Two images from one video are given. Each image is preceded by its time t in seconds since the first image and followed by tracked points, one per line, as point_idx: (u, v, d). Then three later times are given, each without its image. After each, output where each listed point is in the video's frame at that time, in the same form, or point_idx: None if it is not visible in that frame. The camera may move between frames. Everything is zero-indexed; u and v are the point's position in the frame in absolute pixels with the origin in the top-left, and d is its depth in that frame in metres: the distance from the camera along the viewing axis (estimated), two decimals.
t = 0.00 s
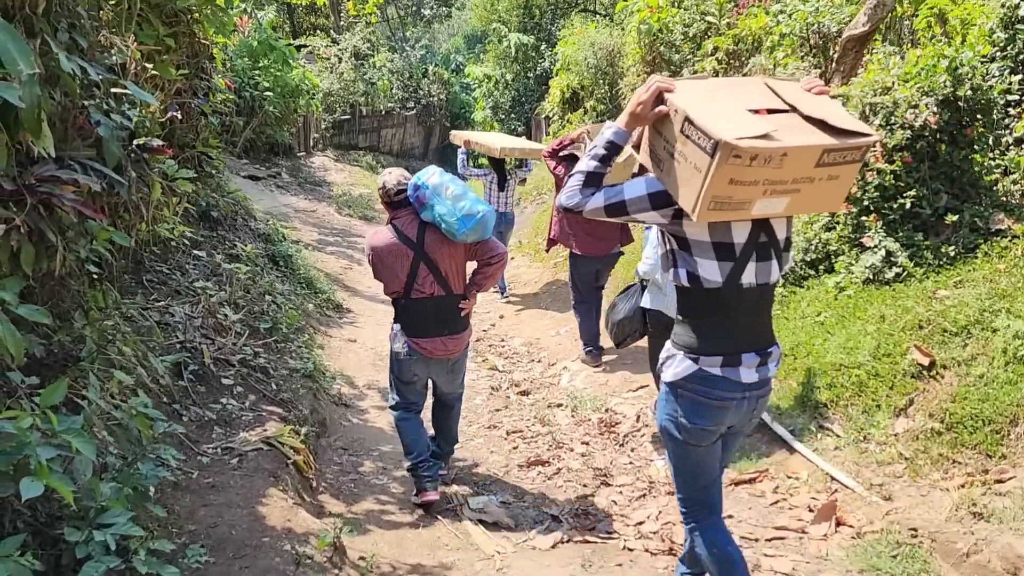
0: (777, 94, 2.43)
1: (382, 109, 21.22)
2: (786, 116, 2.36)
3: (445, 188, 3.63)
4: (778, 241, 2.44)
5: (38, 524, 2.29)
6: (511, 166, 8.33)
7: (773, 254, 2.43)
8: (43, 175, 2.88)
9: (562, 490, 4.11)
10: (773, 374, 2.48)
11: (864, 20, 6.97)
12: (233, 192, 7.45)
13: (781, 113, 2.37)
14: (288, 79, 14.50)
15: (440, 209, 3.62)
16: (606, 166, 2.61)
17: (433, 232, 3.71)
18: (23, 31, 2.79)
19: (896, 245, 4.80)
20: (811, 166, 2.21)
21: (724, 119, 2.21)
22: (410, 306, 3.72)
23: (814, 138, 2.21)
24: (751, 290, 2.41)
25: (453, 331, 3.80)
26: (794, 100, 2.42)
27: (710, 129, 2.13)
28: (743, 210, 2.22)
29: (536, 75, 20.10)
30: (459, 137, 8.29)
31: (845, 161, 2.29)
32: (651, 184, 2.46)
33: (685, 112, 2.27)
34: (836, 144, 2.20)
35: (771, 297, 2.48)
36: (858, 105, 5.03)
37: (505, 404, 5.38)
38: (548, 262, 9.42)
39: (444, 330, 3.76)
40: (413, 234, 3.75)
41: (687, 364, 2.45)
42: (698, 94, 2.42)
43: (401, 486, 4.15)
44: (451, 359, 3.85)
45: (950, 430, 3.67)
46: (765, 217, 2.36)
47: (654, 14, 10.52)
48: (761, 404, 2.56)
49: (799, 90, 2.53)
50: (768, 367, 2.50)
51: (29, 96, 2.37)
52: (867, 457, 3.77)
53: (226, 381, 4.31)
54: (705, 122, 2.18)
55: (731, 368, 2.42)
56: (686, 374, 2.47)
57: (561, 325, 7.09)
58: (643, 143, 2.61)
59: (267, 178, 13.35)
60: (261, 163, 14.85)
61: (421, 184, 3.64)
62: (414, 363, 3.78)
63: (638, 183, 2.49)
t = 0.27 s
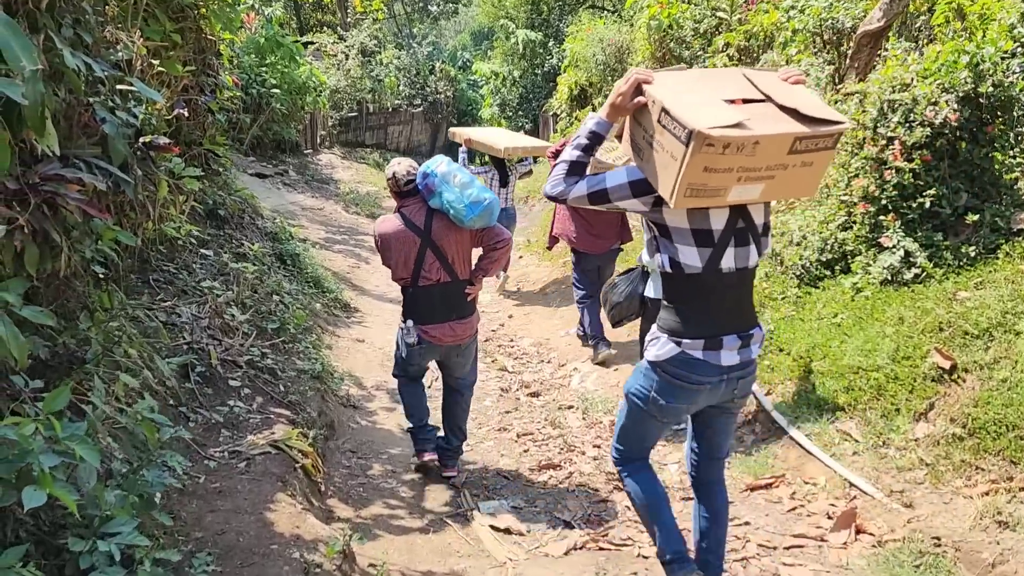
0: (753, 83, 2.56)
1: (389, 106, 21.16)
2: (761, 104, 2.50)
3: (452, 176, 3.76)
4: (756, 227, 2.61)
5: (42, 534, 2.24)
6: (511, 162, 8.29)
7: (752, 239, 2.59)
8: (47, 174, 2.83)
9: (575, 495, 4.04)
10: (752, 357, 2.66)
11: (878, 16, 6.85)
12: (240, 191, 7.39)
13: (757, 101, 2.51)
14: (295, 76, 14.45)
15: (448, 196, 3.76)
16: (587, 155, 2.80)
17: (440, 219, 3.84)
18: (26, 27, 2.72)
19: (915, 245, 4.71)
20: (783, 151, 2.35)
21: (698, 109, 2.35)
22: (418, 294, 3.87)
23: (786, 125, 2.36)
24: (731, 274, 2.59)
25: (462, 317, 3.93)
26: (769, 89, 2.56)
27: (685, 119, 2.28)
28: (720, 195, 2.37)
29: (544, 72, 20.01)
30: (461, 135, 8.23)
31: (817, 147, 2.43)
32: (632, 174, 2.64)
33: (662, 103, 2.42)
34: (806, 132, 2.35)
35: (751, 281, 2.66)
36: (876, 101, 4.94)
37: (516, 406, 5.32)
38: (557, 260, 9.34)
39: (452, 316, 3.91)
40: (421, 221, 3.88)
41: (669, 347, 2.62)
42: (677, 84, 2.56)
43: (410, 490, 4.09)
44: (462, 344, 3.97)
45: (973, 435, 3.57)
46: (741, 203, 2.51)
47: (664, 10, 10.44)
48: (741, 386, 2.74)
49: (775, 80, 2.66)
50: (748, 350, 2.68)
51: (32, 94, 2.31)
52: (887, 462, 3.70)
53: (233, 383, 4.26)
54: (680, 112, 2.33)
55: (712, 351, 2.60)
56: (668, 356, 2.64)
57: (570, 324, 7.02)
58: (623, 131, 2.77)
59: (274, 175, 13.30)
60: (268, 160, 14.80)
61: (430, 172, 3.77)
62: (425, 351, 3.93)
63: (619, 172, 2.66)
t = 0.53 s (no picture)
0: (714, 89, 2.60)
1: (393, 104, 21.11)
2: (722, 110, 2.53)
3: (444, 173, 3.78)
4: (721, 229, 2.61)
5: (39, 543, 2.19)
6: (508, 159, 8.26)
7: (716, 240, 2.59)
8: (47, 174, 2.77)
9: (581, 500, 3.99)
10: (722, 354, 2.65)
11: (889, 13, 6.77)
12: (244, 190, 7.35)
13: (719, 107, 2.54)
14: (300, 74, 14.41)
15: (440, 193, 3.78)
16: (558, 160, 2.81)
17: (434, 216, 3.85)
18: (25, 24, 2.67)
19: (928, 246, 4.63)
20: (742, 155, 2.38)
21: (659, 113, 2.38)
22: (413, 291, 3.91)
23: (745, 129, 2.39)
24: (695, 274, 2.59)
25: (456, 312, 3.96)
26: (731, 95, 2.59)
27: (647, 123, 2.31)
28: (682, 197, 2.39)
29: (549, 70, 19.94)
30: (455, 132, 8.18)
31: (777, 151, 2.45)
32: (600, 176, 2.63)
33: (626, 107, 2.45)
34: (765, 135, 2.37)
35: (717, 280, 2.66)
36: (888, 100, 4.87)
37: (521, 408, 5.27)
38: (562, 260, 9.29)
39: (446, 311, 3.94)
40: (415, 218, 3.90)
41: (637, 346, 2.63)
42: (642, 90, 2.60)
43: (414, 495, 4.04)
44: (457, 338, 4.01)
45: (987, 441, 3.50)
46: (704, 205, 2.53)
47: (670, 7, 10.38)
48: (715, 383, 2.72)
49: (738, 86, 2.70)
50: (718, 347, 2.66)
51: (31, 91, 2.26)
52: (899, 468, 3.64)
53: (236, 386, 4.21)
54: (642, 116, 2.35)
55: (680, 348, 2.59)
56: (637, 356, 2.64)
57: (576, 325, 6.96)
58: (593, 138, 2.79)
59: (279, 174, 13.26)
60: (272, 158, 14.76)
61: (423, 171, 3.78)
62: (424, 345, 3.99)
63: (588, 175, 2.65)
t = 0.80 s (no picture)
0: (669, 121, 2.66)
1: (396, 103, 21.05)
2: (674, 143, 2.60)
3: (424, 179, 4.01)
4: (671, 251, 2.74)
5: (22, 563, 2.15)
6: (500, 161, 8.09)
7: (665, 263, 2.73)
8: (37, 180, 2.71)
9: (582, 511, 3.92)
10: (663, 372, 2.79)
11: (895, 14, 6.71)
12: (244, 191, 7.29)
13: (671, 140, 2.61)
14: (302, 74, 14.35)
15: (421, 199, 4.01)
16: (515, 179, 2.95)
17: (416, 219, 4.10)
18: (13, 28, 2.61)
19: (935, 253, 4.56)
20: (687, 191, 2.45)
21: (609, 147, 2.46)
22: (399, 289, 4.14)
23: (691, 166, 2.46)
24: (643, 294, 2.73)
25: (440, 309, 4.19)
26: (684, 128, 2.66)
27: (595, 158, 2.39)
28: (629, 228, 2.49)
29: (552, 70, 19.87)
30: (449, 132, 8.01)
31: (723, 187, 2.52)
32: (555, 199, 2.77)
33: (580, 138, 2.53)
34: (710, 173, 2.45)
35: (664, 301, 2.78)
36: (895, 103, 4.79)
37: (522, 414, 5.21)
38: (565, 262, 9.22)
39: (432, 308, 4.18)
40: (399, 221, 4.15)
41: (585, 357, 2.76)
42: (598, 120, 2.67)
43: (413, 505, 3.98)
44: (441, 335, 4.25)
45: (997, 453, 3.44)
46: (653, 233, 2.63)
47: (675, 8, 10.31)
48: (655, 396, 2.88)
49: (694, 117, 2.76)
50: (661, 365, 2.80)
51: (18, 98, 2.19)
52: (907, 480, 3.57)
53: (232, 393, 4.15)
54: (593, 150, 2.44)
55: (624, 363, 2.73)
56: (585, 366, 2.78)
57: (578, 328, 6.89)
58: (550, 159, 2.91)
59: (281, 174, 13.21)
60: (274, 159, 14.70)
61: (403, 177, 4.02)
62: (407, 340, 4.21)
63: (543, 197, 2.79)
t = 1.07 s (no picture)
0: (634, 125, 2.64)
1: (399, 106, 21.01)
2: (639, 147, 2.58)
3: (416, 181, 3.96)
4: (637, 255, 2.71)
5: None
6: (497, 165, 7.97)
7: (632, 266, 2.70)
8: (22, 192, 2.64)
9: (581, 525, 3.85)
10: (632, 374, 2.79)
11: (900, 18, 6.63)
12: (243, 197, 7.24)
13: (636, 143, 2.59)
14: (303, 78, 14.31)
15: (413, 200, 3.96)
16: (485, 184, 2.88)
17: (409, 221, 4.06)
18: None
19: (942, 262, 4.47)
20: (650, 193, 2.43)
21: (573, 149, 2.43)
22: (393, 288, 4.10)
23: (654, 168, 2.44)
24: (611, 296, 2.70)
25: (434, 308, 4.18)
26: (649, 132, 2.64)
27: (559, 159, 2.36)
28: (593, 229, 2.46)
29: (555, 73, 19.81)
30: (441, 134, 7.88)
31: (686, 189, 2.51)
32: (523, 203, 2.70)
33: (544, 141, 2.50)
34: (672, 175, 2.43)
35: (631, 302, 2.77)
36: (900, 110, 4.72)
37: (522, 424, 5.13)
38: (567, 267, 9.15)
39: (426, 308, 4.15)
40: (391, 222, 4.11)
41: (555, 361, 2.74)
42: (564, 123, 2.65)
43: (409, 519, 3.91)
44: (433, 334, 4.24)
45: (1006, 469, 3.34)
46: (619, 235, 2.60)
47: (677, 11, 10.26)
48: (624, 399, 2.89)
49: (659, 121, 2.75)
50: (629, 366, 2.81)
51: None
52: (913, 496, 3.49)
53: (225, 405, 4.09)
54: (556, 153, 2.41)
55: (594, 366, 2.72)
56: (556, 370, 2.76)
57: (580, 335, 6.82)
58: (518, 163, 2.85)
59: (282, 178, 13.17)
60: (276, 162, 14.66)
61: (395, 178, 3.96)
62: (401, 338, 4.18)
63: (513, 201, 2.72)
